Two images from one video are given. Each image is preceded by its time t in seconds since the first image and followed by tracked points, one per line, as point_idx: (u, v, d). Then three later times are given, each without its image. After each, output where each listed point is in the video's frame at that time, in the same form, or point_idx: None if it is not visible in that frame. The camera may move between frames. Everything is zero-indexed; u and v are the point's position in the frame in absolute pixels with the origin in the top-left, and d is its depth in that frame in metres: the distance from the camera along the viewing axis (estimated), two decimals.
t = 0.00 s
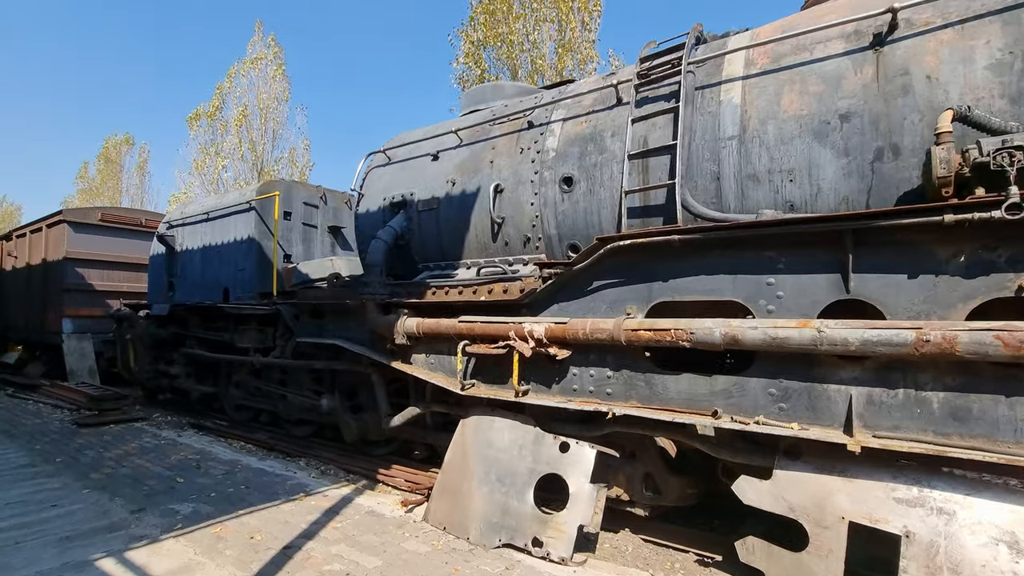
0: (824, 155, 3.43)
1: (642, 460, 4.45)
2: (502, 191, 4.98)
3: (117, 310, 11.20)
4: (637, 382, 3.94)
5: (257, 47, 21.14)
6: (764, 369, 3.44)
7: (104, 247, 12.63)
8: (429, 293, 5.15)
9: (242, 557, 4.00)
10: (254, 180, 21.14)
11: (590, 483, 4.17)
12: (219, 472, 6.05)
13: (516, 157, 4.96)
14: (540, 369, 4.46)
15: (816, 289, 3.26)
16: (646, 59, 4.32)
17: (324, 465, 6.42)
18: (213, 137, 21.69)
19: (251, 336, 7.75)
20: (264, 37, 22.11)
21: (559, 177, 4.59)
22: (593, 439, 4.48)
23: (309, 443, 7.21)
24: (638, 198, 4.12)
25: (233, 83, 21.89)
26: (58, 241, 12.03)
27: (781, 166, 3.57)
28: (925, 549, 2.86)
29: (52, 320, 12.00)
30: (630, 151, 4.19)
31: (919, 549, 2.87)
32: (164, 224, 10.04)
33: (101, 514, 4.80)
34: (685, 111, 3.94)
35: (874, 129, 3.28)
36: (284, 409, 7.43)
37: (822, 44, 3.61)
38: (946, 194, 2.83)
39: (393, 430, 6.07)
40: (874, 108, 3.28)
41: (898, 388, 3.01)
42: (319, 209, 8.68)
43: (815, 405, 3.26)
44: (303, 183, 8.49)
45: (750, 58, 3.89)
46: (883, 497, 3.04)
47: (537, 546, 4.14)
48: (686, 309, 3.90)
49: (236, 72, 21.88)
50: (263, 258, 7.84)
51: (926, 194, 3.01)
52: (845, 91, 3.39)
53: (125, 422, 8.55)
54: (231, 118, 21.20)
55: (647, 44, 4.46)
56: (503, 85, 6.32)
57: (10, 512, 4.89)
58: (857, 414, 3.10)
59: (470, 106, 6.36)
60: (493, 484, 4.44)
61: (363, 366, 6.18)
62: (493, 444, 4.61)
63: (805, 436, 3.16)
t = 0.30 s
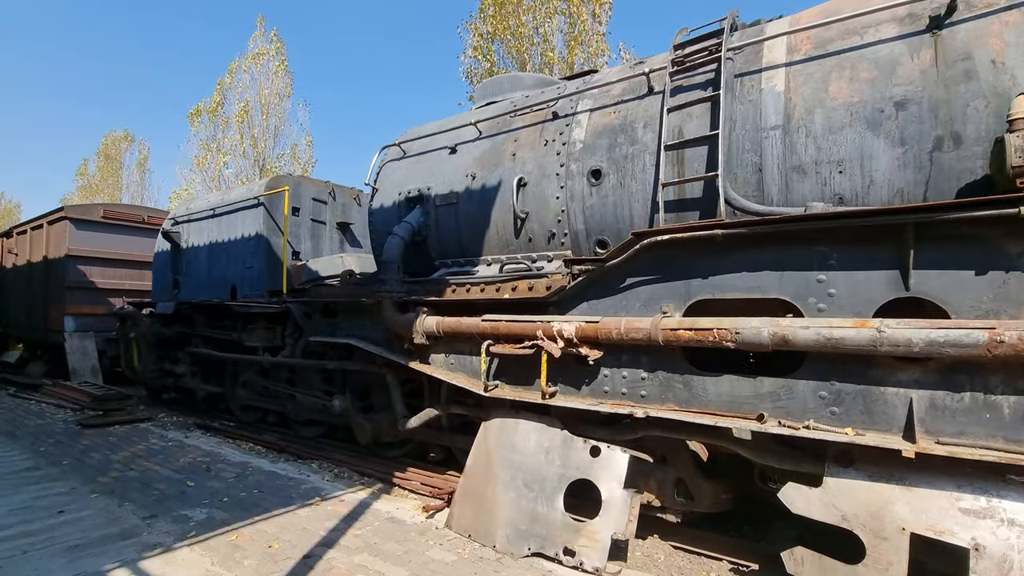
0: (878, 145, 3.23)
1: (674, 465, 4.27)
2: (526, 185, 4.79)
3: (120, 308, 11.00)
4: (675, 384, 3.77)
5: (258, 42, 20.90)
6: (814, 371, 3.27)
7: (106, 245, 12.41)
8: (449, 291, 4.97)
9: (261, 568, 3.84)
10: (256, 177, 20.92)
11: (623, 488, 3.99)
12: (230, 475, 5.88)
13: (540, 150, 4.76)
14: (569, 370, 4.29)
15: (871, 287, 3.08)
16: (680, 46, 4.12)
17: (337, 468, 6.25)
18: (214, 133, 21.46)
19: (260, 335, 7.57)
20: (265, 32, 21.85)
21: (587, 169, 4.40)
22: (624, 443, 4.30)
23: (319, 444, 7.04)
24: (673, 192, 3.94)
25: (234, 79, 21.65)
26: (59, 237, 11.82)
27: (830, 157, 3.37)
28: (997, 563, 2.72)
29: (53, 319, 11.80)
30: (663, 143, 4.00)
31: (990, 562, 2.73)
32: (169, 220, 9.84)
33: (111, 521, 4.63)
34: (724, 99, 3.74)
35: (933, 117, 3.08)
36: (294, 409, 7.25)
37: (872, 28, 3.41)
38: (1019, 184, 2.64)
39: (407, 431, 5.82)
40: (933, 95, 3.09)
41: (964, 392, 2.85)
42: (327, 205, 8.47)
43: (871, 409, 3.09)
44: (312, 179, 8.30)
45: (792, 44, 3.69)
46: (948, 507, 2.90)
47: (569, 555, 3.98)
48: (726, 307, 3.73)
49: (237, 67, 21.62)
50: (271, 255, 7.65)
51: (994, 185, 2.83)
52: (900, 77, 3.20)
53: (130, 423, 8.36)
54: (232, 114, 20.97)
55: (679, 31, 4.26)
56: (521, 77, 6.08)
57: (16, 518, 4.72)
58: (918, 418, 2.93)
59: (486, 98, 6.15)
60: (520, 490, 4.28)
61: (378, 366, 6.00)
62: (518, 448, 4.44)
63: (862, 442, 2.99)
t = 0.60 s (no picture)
0: (932, 125, 3.05)
1: (704, 462, 4.11)
2: (547, 171, 4.61)
3: (123, 301, 10.83)
4: (710, 378, 3.60)
5: (259, 31, 20.62)
6: (862, 365, 3.12)
7: (107, 237, 12.22)
8: (467, 283, 4.79)
9: (279, 570, 3.70)
10: (257, 169, 20.72)
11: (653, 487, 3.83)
12: (240, 472, 5.74)
13: (562, 135, 4.58)
14: (595, 363, 4.13)
15: (925, 275, 2.91)
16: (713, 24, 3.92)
17: (349, 464, 6.10)
18: (215, 124, 21.22)
19: (267, 328, 7.40)
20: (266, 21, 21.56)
21: (613, 155, 4.22)
22: (652, 439, 4.14)
23: (329, 439, 6.89)
24: (706, 177, 3.76)
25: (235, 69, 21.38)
26: (60, 230, 11.62)
27: (878, 138, 3.19)
28: None
29: (55, 312, 11.64)
30: (696, 126, 3.82)
31: None
32: (172, 211, 9.67)
33: (121, 520, 4.49)
34: (762, 79, 3.55)
35: (992, 95, 2.90)
36: (303, 404, 7.10)
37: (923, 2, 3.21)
38: None
39: (422, 427, 5.66)
40: (992, 71, 2.91)
41: None
42: (335, 195, 8.29)
43: (924, 404, 2.93)
44: (319, 168, 8.11)
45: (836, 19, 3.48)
46: (1009, 508, 2.76)
47: (597, 556, 3.84)
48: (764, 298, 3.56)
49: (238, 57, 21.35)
50: (278, 246, 7.48)
51: None
52: (955, 52, 3.01)
53: (136, 417, 8.22)
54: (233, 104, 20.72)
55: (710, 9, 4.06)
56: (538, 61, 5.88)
57: (23, 517, 4.57)
58: (977, 415, 2.78)
59: (502, 83, 5.95)
60: (544, 488, 4.12)
61: (391, 360, 5.84)
62: (541, 444, 4.28)
63: (916, 439, 2.84)
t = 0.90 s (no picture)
0: (988, 99, 2.85)
1: (731, 455, 3.95)
2: (567, 153, 4.42)
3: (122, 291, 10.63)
4: (743, 368, 3.43)
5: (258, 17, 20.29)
6: (909, 355, 2.94)
7: (105, 226, 12.00)
8: (482, 270, 4.61)
9: (291, 568, 3.54)
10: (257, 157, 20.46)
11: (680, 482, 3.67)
12: (246, 465, 5.57)
13: (583, 115, 4.38)
14: (619, 353, 3.96)
15: (981, 259, 2.74)
16: None
17: (357, 457, 5.94)
18: (213, 112, 20.92)
19: (271, 318, 7.21)
20: (264, 7, 21.20)
21: (638, 135, 4.03)
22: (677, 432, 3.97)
23: (335, 432, 6.73)
24: (739, 158, 3.58)
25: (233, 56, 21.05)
26: (57, 218, 11.40)
27: (928, 114, 3.00)
28: None
29: (53, 302, 11.43)
30: (727, 104, 3.63)
31: None
32: (172, 198, 9.46)
33: (124, 515, 4.32)
34: (802, 53, 3.36)
35: None
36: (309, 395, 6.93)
37: None
38: None
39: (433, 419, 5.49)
40: None
41: None
42: (340, 182, 8.08)
43: (979, 396, 2.76)
44: (324, 154, 7.91)
45: None
46: None
47: (622, 554, 3.69)
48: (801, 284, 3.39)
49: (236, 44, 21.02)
50: (282, 234, 7.28)
51: None
52: (1015, 21, 2.82)
53: (137, 409, 8.05)
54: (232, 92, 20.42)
55: None
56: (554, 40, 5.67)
57: (22, 512, 4.40)
58: None
59: (515, 63, 5.75)
60: (565, 482, 3.97)
61: (400, 351, 5.66)
62: (561, 437, 4.12)
63: (972, 433, 2.67)
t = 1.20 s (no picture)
0: None
1: (760, 457, 3.77)
2: (589, 142, 4.23)
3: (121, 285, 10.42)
4: (780, 368, 3.26)
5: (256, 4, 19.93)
6: (963, 356, 2.78)
7: (103, 218, 11.77)
8: (499, 263, 4.43)
9: None
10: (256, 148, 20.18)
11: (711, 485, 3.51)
12: (253, 464, 5.41)
13: (606, 102, 4.19)
14: (645, 352, 3.79)
15: None
16: None
17: (367, 455, 5.79)
18: (211, 101, 20.60)
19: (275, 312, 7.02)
20: None
21: (667, 122, 3.84)
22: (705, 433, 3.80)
23: (342, 429, 6.57)
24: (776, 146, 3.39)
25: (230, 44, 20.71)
26: (53, 209, 11.17)
27: (984, 99, 2.82)
28: None
29: (50, 295, 11.22)
30: (763, 89, 3.44)
31: None
32: (172, 188, 9.24)
33: (129, 518, 4.16)
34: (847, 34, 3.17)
35: None
36: (315, 391, 6.76)
37: None
38: None
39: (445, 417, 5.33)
40: None
41: None
42: (345, 172, 7.88)
43: None
44: (329, 143, 7.69)
45: None
46: None
47: (651, 560, 3.54)
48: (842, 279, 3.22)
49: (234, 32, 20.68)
50: (287, 226, 7.08)
51: None
52: None
53: (138, 405, 7.88)
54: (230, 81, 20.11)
55: None
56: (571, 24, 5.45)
57: (22, 515, 4.24)
58: None
59: (530, 48, 5.54)
60: (589, 485, 3.81)
61: (411, 346, 5.49)
62: (584, 438, 3.95)
63: None
